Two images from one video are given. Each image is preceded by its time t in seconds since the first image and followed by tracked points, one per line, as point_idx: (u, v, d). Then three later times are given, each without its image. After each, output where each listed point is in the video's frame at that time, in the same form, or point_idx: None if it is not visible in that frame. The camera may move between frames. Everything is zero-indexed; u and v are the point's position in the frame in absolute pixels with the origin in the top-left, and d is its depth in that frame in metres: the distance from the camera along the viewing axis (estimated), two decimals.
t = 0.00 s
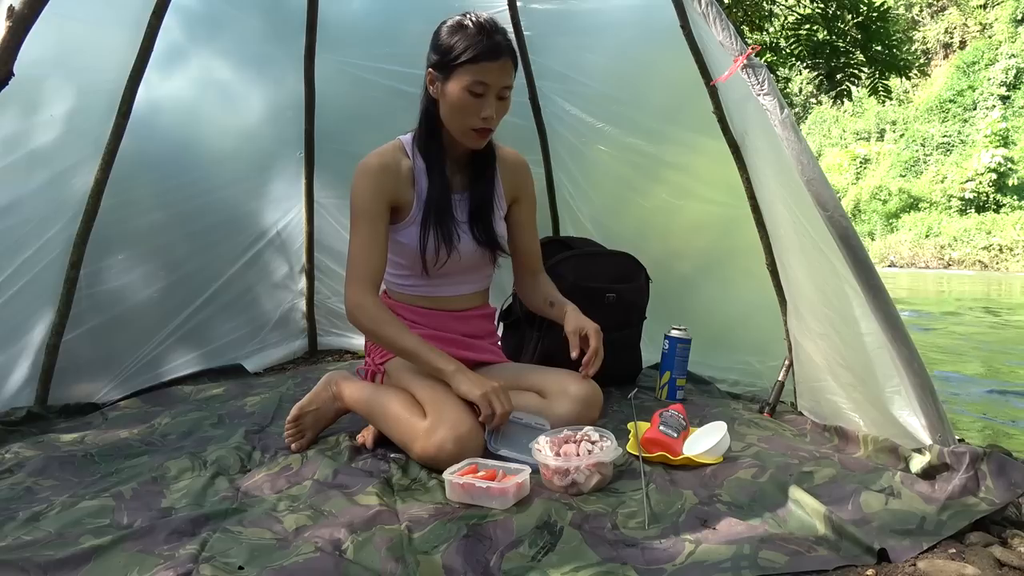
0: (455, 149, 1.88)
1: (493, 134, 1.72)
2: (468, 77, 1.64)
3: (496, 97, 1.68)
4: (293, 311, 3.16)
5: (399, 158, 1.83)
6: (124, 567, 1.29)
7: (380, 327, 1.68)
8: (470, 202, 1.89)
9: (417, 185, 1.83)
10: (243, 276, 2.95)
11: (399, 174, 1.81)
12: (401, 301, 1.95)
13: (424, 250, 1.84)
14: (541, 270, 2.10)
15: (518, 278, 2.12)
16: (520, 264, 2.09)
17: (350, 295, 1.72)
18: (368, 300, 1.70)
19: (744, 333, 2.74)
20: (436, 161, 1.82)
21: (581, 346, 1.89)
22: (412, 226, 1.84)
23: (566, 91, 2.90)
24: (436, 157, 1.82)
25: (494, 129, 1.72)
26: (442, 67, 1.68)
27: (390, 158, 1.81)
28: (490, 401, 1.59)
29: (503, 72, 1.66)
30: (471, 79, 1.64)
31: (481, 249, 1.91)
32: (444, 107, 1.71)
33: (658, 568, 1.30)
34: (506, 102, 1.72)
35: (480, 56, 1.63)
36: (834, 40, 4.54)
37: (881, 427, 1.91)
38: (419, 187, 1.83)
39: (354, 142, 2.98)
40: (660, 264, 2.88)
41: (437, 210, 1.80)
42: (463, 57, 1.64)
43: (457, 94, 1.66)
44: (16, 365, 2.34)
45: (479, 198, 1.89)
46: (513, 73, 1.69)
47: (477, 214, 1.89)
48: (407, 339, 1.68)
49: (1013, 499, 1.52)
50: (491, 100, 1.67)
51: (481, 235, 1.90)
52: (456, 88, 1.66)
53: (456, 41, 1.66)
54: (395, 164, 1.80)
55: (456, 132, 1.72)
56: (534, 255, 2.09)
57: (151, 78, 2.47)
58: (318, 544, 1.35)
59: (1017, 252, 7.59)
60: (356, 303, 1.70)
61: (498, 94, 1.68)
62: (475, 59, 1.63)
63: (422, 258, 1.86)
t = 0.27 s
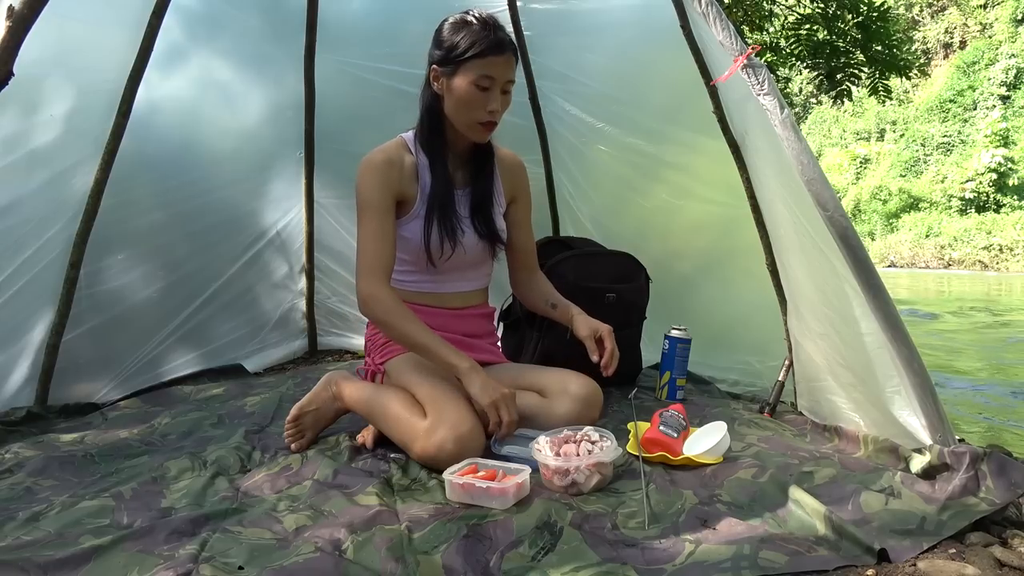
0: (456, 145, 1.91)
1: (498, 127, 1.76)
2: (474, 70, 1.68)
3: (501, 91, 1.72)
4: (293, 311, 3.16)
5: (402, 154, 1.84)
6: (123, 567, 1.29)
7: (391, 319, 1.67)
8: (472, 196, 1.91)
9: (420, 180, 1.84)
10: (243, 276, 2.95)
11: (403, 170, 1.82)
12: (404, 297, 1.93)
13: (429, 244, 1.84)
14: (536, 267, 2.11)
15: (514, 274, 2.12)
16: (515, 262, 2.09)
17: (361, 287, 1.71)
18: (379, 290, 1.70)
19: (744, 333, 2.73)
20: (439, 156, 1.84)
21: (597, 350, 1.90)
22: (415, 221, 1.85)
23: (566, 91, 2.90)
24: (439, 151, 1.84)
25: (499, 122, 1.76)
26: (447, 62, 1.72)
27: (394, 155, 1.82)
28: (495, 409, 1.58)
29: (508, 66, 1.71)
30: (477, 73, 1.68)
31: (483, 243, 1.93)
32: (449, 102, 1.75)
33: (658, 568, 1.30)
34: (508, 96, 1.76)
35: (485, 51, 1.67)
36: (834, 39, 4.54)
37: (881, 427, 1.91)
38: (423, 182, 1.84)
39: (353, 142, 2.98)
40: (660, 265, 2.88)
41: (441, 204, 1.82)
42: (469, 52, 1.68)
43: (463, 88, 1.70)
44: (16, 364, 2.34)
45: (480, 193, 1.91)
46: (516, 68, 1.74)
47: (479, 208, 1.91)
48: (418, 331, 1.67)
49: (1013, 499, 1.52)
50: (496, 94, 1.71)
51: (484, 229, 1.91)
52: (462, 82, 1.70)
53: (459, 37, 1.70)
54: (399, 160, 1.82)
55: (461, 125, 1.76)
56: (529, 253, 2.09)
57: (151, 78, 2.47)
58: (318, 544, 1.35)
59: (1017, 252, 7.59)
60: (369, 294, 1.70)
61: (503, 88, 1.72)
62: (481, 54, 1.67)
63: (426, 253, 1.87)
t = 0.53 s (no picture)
0: (459, 143, 1.92)
1: (497, 121, 1.77)
2: (471, 65, 1.70)
3: (499, 84, 1.74)
4: (293, 311, 3.16)
5: (406, 150, 1.86)
6: (123, 567, 1.29)
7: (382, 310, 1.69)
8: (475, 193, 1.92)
9: (422, 176, 1.86)
10: (243, 276, 2.95)
11: (404, 165, 1.84)
12: (407, 294, 1.94)
13: (429, 239, 1.85)
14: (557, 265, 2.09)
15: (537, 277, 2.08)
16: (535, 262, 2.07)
17: (355, 286, 1.74)
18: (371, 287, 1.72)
19: (744, 333, 2.73)
20: (442, 152, 1.85)
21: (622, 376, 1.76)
22: (417, 216, 1.86)
23: (566, 91, 2.90)
24: (441, 148, 1.86)
25: (498, 116, 1.77)
26: (445, 58, 1.74)
27: (397, 151, 1.84)
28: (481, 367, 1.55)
29: (505, 60, 1.73)
30: (474, 68, 1.70)
31: (486, 240, 1.93)
32: (449, 98, 1.77)
33: (658, 568, 1.30)
34: (507, 90, 1.77)
35: (481, 46, 1.69)
36: (834, 39, 4.54)
37: (881, 427, 1.91)
38: (425, 178, 1.86)
39: (353, 142, 2.98)
40: (660, 265, 2.88)
41: (442, 199, 1.83)
42: (465, 47, 1.70)
43: (461, 83, 1.72)
44: (16, 364, 2.34)
45: (483, 190, 1.92)
46: (514, 62, 1.76)
47: (481, 205, 1.91)
48: (407, 316, 1.67)
49: (1013, 499, 1.52)
50: (494, 88, 1.73)
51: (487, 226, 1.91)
52: (460, 77, 1.72)
53: (456, 34, 1.73)
54: (401, 155, 1.84)
55: (461, 121, 1.77)
56: (548, 253, 2.08)
57: (151, 78, 2.48)
58: (318, 544, 1.35)
59: (1017, 252, 7.60)
60: (360, 288, 1.72)
61: (501, 82, 1.74)
62: (477, 49, 1.69)
63: (428, 249, 1.87)
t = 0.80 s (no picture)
0: (460, 141, 1.92)
1: (495, 115, 1.77)
2: (467, 59, 1.72)
3: (495, 78, 1.75)
4: (293, 310, 3.16)
5: (406, 149, 1.87)
6: (123, 567, 1.29)
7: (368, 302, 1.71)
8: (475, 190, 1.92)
9: (422, 173, 1.86)
10: (243, 276, 2.95)
11: (404, 163, 1.84)
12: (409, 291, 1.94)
13: (428, 235, 1.84)
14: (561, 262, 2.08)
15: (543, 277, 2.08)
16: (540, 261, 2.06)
17: (347, 280, 1.76)
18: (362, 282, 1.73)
19: (744, 333, 2.73)
20: (442, 150, 1.85)
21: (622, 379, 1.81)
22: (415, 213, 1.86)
23: (566, 91, 2.90)
24: (442, 145, 1.86)
25: (496, 111, 1.77)
26: (442, 56, 1.76)
27: (398, 149, 1.85)
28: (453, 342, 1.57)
29: (500, 54, 1.74)
30: (470, 62, 1.72)
31: (486, 237, 1.92)
32: (447, 94, 1.78)
33: (658, 568, 1.30)
34: (504, 85, 1.78)
35: (476, 40, 1.72)
36: (834, 39, 4.54)
37: (881, 427, 1.91)
38: (425, 175, 1.86)
39: (353, 142, 2.98)
40: (660, 265, 2.88)
41: (442, 195, 1.83)
42: (461, 42, 1.72)
43: (457, 78, 1.73)
44: (16, 364, 2.34)
45: (483, 188, 1.91)
46: (510, 57, 1.77)
47: (482, 202, 1.90)
48: (394, 306, 1.68)
49: (1013, 499, 1.52)
50: (490, 81, 1.73)
51: (487, 224, 1.91)
52: (456, 72, 1.73)
53: (452, 31, 1.76)
54: (401, 153, 1.85)
55: (458, 116, 1.77)
56: (553, 251, 2.07)
57: (152, 78, 2.48)
58: (318, 544, 1.35)
59: (1017, 252, 7.60)
60: (351, 282, 1.74)
61: (497, 76, 1.74)
62: (472, 43, 1.71)
63: (426, 246, 1.86)
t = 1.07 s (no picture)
0: (461, 141, 1.93)
1: (493, 105, 1.79)
2: (459, 50, 1.76)
3: (488, 68, 1.78)
4: (293, 311, 3.16)
5: (410, 147, 1.86)
6: (123, 567, 1.29)
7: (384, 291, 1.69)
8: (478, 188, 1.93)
9: (425, 172, 1.86)
10: (243, 276, 2.95)
11: (408, 161, 1.84)
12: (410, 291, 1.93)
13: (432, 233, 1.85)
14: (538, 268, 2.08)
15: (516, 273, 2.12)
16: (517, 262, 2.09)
17: (362, 274, 1.74)
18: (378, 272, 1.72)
19: (744, 333, 2.73)
20: (445, 148, 1.86)
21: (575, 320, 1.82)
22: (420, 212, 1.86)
23: (566, 91, 2.90)
24: (444, 143, 1.86)
25: (493, 100, 1.79)
26: (434, 53, 1.81)
27: (402, 147, 1.84)
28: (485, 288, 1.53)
29: (491, 44, 1.78)
30: (462, 53, 1.76)
31: (489, 236, 1.93)
32: (443, 90, 1.81)
33: (658, 568, 1.30)
34: (499, 75, 1.80)
35: (467, 31, 1.76)
36: (834, 39, 4.54)
37: (881, 427, 1.91)
38: (427, 174, 1.86)
39: (352, 142, 2.98)
40: (660, 265, 2.88)
41: (447, 191, 1.83)
42: (453, 35, 1.77)
43: (451, 70, 1.77)
44: (16, 364, 2.34)
45: (484, 186, 1.92)
46: (501, 48, 1.80)
47: (485, 200, 1.91)
48: (413, 283, 1.65)
49: (1013, 499, 1.52)
50: (484, 70, 1.76)
51: (490, 222, 1.92)
52: (449, 65, 1.77)
53: (444, 28, 1.80)
54: (405, 152, 1.84)
55: (456, 110, 1.79)
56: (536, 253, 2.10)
57: (152, 78, 2.48)
58: (318, 544, 1.35)
59: (1017, 252, 7.60)
60: (366, 273, 1.73)
61: (490, 65, 1.78)
62: (464, 34, 1.76)
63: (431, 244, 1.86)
